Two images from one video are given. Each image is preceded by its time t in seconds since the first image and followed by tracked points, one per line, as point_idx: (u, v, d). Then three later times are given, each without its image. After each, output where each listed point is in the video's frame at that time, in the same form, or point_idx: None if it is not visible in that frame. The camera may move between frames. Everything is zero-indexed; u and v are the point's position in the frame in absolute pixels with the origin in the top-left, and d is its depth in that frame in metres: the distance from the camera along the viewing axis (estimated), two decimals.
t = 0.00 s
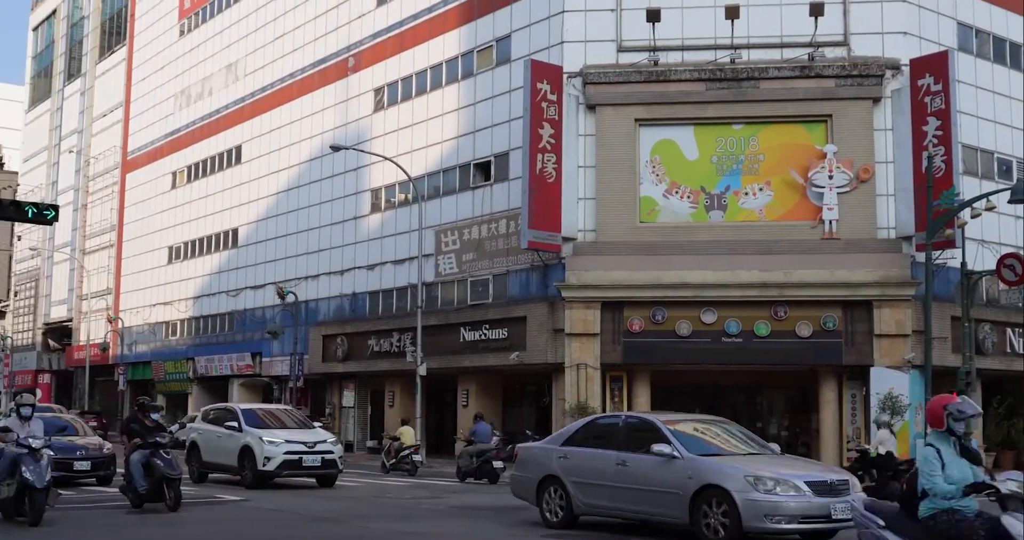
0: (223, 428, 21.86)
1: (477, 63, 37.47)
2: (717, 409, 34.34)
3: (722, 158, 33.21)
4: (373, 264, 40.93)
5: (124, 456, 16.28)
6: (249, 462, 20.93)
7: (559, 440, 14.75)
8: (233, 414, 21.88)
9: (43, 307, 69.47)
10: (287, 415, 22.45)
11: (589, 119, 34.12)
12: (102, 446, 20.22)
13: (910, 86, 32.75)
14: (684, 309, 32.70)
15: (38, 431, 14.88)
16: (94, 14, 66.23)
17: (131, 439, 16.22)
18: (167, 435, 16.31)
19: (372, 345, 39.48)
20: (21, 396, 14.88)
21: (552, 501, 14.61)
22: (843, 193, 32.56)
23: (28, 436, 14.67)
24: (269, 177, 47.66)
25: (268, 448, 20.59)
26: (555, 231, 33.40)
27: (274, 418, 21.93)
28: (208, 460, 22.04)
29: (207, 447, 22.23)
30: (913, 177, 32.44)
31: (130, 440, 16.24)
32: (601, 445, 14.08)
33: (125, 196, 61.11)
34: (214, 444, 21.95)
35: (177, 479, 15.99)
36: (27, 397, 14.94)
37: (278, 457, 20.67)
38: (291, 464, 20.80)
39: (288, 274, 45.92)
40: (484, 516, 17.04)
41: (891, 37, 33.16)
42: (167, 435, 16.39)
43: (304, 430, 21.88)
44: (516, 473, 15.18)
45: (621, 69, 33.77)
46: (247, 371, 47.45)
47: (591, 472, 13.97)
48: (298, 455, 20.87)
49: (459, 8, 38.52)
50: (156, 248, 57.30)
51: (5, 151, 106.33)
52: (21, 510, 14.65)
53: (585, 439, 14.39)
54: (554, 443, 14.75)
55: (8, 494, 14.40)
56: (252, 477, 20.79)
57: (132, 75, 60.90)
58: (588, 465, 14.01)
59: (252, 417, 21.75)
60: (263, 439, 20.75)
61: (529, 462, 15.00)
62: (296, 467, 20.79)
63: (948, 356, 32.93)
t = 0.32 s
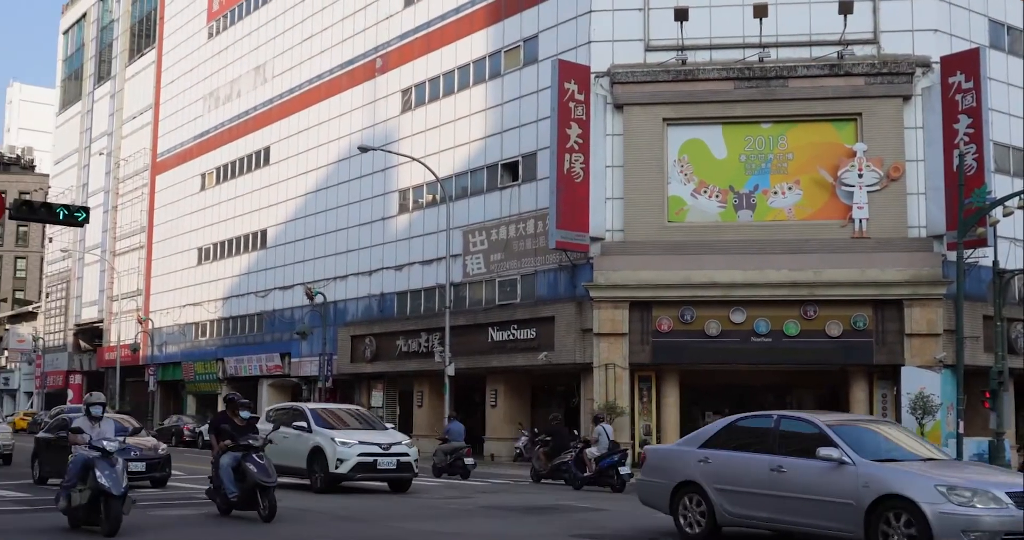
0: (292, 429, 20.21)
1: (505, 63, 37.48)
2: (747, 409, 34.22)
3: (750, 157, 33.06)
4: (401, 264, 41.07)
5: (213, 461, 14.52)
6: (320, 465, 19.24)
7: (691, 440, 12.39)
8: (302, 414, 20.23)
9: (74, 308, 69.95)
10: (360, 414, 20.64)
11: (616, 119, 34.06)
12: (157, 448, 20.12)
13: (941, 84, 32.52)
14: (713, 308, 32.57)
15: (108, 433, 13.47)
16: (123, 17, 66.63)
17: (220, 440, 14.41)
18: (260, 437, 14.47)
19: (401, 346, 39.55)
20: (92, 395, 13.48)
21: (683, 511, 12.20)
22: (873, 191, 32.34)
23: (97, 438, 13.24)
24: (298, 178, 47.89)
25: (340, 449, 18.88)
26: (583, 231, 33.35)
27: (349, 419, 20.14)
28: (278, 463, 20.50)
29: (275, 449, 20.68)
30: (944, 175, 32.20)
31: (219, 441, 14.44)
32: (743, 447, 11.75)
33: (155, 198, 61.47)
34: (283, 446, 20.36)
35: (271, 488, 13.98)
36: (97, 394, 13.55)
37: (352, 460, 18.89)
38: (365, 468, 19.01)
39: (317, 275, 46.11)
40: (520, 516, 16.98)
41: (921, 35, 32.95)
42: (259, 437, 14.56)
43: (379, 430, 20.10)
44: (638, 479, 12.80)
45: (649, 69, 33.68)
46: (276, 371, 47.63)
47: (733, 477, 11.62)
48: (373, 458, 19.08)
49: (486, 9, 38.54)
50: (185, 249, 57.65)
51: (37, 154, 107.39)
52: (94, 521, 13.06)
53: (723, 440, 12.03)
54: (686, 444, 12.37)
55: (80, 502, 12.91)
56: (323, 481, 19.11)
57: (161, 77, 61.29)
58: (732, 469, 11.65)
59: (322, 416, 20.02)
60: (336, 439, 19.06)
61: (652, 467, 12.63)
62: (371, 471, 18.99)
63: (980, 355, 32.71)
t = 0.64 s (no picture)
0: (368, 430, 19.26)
1: (531, 63, 37.49)
2: (776, 409, 34.11)
3: (778, 156, 32.93)
4: (428, 265, 41.18)
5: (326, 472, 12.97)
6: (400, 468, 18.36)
7: (874, 445, 11.26)
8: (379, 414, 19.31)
9: (104, 309, 70.52)
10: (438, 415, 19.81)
11: (643, 118, 33.98)
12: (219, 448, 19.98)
13: (971, 80, 32.22)
14: (742, 307, 32.42)
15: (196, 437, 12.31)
16: (152, 21, 67.06)
17: (332, 447, 12.86)
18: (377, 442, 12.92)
19: (428, 346, 39.63)
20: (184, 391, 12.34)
21: (871, 524, 11.05)
22: (903, 189, 32.13)
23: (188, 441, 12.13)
24: (325, 179, 48.09)
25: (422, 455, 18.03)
26: (610, 230, 33.27)
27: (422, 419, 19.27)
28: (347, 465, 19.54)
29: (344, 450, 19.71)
30: (975, 172, 31.90)
31: (333, 449, 12.86)
32: (943, 454, 10.53)
33: (183, 200, 61.85)
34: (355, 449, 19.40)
35: (393, 499, 12.35)
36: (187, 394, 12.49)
37: (435, 464, 18.02)
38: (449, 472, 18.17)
39: (345, 275, 46.30)
40: (552, 515, 16.95)
41: (950, 31, 32.70)
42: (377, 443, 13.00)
43: (459, 430, 19.31)
44: (811, 485, 11.78)
45: (676, 68, 33.59)
46: (304, 371, 47.81)
47: (935, 489, 10.41)
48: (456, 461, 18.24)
49: (512, 10, 38.57)
50: (213, 251, 58.01)
51: (67, 157, 108.55)
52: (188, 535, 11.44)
53: (918, 445, 10.81)
54: (869, 449, 11.25)
55: (174, 513, 11.26)
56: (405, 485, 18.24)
57: (189, 80, 61.69)
58: (929, 479, 10.48)
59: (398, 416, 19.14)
60: (417, 442, 18.16)
61: (834, 475, 11.48)
62: (456, 475, 18.15)
63: (1012, 354, 32.44)
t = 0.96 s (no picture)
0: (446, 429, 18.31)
1: (557, 63, 37.47)
2: (805, 409, 33.89)
3: (806, 154, 32.79)
4: (454, 265, 41.25)
5: (456, 479, 11.32)
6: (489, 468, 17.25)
7: None
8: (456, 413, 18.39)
9: (133, 311, 71.00)
10: (513, 412, 19.03)
11: (669, 117, 33.88)
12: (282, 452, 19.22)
13: (1001, 77, 31.89)
14: (770, 306, 32.25)
15: (301, 439, 10.79)
16: (179, 24, 67.46)
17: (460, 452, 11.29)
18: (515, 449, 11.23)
19: (455, 346, 39.67)
20: (283, 391, 10.67)
21: None
22: (932, 186, 31.94)
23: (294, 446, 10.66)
24: (352, 180, 48.27)
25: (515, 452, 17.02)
26: (637, 230, 33.21)
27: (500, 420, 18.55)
28: (423, 467, 18.52)
29: (417, 451, 18.74)
30: (1005, 170, 31.60)
31: (467, 453, 11.26)
32: None
33: (211, 201, 62.20)
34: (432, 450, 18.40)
35: (535, 512, 10.64)
36: (286, 390, 10.93)
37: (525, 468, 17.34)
38: (538, 475, 17.55)
39: (372, 275, 46.42)
40: (584, 515, 16.88)
41: (980, 28, 32.41)
42: (514, 447, 11.30)
43: (540, 429, 18.57)
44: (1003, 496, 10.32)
45: (702, 67, 33.50)
46: (332, 371, 47.93)
47: None
48: (545, 463, 17.61)
49: (538, 9, 38.56)
50: (240, 253, 58.30)
51: (96, 160, 109.38)
52: None
53: None
54: None
55: (285, 527, 10.44)
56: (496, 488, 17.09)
57: (216, 82, 62.03)
58: None
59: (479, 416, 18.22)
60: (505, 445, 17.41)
61: None
62: (545, 477, 17.55)
63: None
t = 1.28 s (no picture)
0: (532, 433, 17.47)
1: (582, 62, 37.42)
2: (834, 409, 33.74)
3: (833, 152, 32.62)
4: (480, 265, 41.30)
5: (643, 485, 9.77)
6: (578, 476, 16.35)
7: None
8: (544, 415, 17.44)
9: (162, 312, 71.44)
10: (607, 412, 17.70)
11: (696, 116, 33.78)
12: (355, 455, 18.09)
13: None
14: (798, 305, 32.10)
15: (445, 443, 10.37)
16: (205, 26, 67.78)
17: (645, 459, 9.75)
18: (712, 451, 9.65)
19: (481, 346, 39.72)
20: (423, 393, 10.08)
21: None
22: (961, 184, 31.69)
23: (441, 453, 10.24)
24: (377, 181, 48.40)
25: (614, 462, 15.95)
26: (663, 229, 33.13)
27: (595, 421, 17.22)
28: (508, 473, 17.79)
29: (502, 456, 18.01)
30: None
31: (656, 460, 9.59)
32: None
33: (237, 203, 62.50)
34: (517, 456, 17.61)
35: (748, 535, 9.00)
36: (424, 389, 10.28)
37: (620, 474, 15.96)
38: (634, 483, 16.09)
39: (398, 276, 46.56)
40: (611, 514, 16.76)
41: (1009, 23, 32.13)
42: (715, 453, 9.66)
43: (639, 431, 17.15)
44: None
45: (728, 65, 33.40)
46: (358, 372, 48.08)
47: None
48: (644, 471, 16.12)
49: (563, 9, 38.52)
50: (267, 253, 58.55)
51: (124, 162, 110.12)
52: None
53: None
54: None
55: None
56: (585, 500, 16.13)
57: (242, 84, 62.30)
58: None
59: (569, 419, 17.23)
60: (598, 449, 16.14)
61: None
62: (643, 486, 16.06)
63: None
